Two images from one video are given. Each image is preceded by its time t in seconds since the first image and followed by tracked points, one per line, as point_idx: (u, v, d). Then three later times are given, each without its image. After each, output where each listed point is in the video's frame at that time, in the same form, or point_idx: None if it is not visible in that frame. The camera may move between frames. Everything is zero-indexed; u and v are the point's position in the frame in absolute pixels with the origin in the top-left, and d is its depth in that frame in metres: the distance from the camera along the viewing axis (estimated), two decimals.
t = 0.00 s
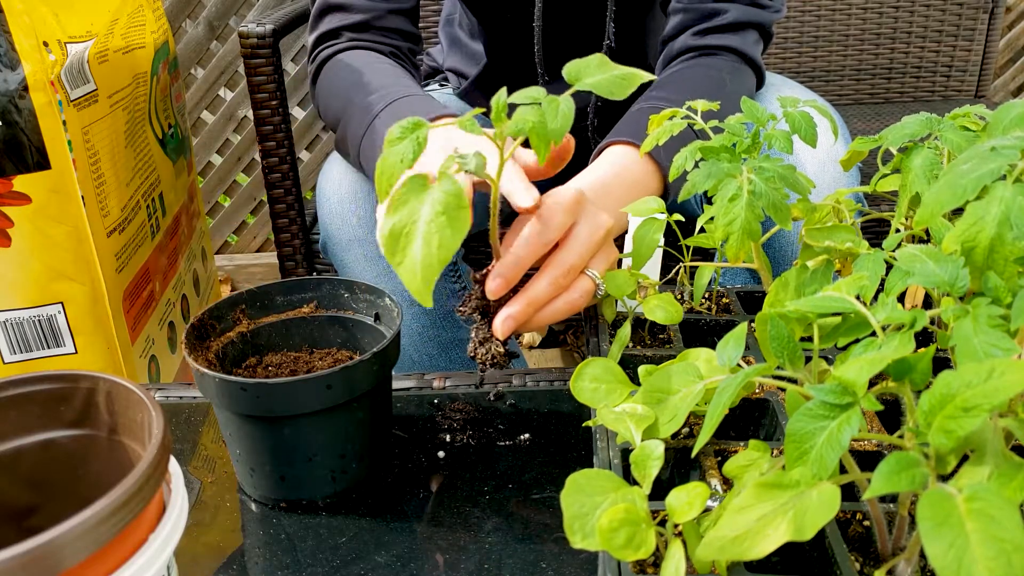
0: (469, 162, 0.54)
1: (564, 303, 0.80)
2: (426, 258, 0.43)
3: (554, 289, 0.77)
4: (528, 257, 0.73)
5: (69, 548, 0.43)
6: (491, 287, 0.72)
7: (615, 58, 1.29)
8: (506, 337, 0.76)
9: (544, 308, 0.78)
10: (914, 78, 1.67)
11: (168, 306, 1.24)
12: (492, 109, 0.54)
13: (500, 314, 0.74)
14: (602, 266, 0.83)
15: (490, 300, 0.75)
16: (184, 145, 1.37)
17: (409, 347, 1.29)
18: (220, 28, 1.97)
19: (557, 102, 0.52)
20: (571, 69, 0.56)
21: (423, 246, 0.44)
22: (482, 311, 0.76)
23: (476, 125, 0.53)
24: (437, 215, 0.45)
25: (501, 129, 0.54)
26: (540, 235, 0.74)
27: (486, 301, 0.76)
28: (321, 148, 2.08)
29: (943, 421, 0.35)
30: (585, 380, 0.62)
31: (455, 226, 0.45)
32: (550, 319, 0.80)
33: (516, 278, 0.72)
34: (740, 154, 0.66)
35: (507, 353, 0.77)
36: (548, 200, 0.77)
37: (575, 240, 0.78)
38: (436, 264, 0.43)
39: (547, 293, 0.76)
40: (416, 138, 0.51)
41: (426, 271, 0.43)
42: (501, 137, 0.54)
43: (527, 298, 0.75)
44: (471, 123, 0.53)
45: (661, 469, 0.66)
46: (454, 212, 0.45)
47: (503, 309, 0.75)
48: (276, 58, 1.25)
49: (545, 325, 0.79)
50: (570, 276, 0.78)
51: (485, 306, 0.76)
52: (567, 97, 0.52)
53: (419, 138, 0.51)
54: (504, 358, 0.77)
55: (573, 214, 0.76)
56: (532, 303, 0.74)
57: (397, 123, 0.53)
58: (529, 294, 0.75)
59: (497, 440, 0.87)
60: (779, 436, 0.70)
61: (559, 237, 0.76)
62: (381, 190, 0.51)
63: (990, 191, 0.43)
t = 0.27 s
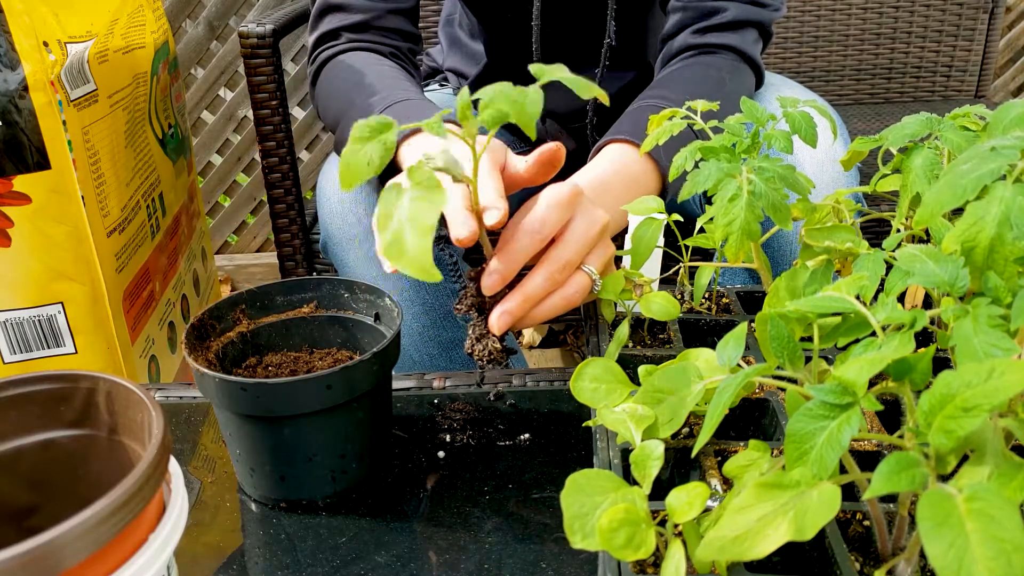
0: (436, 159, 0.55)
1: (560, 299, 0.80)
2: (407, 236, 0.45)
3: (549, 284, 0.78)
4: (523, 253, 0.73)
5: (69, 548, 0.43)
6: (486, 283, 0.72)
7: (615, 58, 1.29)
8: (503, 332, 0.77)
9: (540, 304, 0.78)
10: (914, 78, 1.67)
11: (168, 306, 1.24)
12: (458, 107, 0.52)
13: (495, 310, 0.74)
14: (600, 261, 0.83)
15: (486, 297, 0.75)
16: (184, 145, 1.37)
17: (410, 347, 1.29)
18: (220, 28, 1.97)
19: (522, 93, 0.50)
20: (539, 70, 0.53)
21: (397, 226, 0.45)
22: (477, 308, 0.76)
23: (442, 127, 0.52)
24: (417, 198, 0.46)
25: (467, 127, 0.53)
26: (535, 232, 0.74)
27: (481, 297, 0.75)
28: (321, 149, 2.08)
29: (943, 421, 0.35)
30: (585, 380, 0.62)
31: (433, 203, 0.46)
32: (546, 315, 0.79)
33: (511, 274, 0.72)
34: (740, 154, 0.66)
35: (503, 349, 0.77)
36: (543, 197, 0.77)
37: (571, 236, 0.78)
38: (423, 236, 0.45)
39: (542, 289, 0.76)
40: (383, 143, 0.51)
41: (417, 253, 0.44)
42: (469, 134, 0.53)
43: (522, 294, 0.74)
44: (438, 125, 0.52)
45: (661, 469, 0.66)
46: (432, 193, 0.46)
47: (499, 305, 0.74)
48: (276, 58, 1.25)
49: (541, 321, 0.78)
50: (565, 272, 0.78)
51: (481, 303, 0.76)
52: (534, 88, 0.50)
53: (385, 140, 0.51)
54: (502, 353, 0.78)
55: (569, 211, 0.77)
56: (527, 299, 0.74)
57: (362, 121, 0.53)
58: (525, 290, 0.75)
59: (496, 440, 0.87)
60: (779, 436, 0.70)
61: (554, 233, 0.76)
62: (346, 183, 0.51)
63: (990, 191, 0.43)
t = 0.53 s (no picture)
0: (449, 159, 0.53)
1: (561, 301, 0.80)
2: (429, 255, 0.44)
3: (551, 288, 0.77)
4: (524, 256, 0.73)
5: (69, 548, 0.43)
6: (486, 286, 0.72)
7: (615, 58, 1.29)
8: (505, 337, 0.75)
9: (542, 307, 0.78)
10: (914, 78, 1.67)
11: (168, 306, 1.24)
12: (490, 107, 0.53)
13: (497, 313, 0.74)
14: (601, 264, 0.83)
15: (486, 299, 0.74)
16: (184, 145, 1.37)
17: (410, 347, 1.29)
18: (220, 28, 1.97)
19: (524, 94, 0.49)
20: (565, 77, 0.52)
21: (423, 246, 0.44)
22: (478, 311, 0.75)
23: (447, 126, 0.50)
24: (431, 217, 0.45)
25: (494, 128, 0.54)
26: (535, 235, 0.74)
27: (482, 299, 0.75)
28: (321, 148, 2.08)
29: (943, 420, 0.35)
30: (585, 380, 0.62)
31: (450, 222, 0.44)
32: (549, 319, 0.79)
33: (511, 278, 0.72)
34: (740, 154, 0.66)
35: (505, 353, 0.75)
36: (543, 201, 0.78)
37: (571, 240, 0.78)
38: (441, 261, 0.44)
39: (544, 292, 0.76)
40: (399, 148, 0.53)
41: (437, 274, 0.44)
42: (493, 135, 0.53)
43: (524, 297, 0.74)
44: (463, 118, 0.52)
45: (661, 469, 0.66)
46: (447, 212, 0.45)
47: (500, 308, 0.74)
48: (276, 58, 1.25)
49: (542, 324, 0.78)
50: (566, 275, 0.78)
51: (480, 306, 0.75)
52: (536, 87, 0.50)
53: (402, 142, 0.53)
54: (503, 359, 0.75)
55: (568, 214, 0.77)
56: (529, 302, 0.74)
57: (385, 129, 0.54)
58: (526, 293, 0.75)
59: (496, 440, 0.87)
60: (778, 436, 0.70)
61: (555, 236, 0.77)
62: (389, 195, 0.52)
63: (990, 191, 0.43)
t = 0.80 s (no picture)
0: (462, 165, 0.54)
1: (568, 304, 0.80)
2: (417, 266, 0.43)
3: (558, 290, 0.77)
4: (532, 259, 0.72)
5: (69, 548, 0.43)
6: (496, 289, 0.71)
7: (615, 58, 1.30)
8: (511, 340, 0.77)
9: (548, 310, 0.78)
10: (914, 78, 1.67)
11: (168, 306, 1.24)
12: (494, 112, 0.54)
13: (505, 316, 0.74)
14: (607, 266, 0.84)
15: (494, 304, 0.74)
16: (184, 145, 1.37)
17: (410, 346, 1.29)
18: (220, 28, 1.98)
19: (554, 106, 0.51)
20: (577, 74, 0.54)
21: (415, 254, 0.44)
22: (485, 314, 0.75)
23: (469, 128, 0.53)
24: (428, 224, 0.44)
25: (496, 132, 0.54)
26: (544, 237, 0.74)
27: (490, 303, 0.75)
28: (321, 148, 2.08)
29: (943, 420, 0.35)
30: (585, 380, 0.62)
31: (445, 236, 0.44)
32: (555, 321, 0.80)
33: (520, 282, 0.72)
34: (740, 154, 0.66)
35: (511, 357, 0.77)
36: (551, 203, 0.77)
37: (578, 243, 0.78)
38: (427, 274, 0.43)
39: (551, 295, 0.76)
40: (410, 138, 0.51)
41: (419, 277, 0.43)
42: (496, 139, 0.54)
43: (532, 300, 0.74)
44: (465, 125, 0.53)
45: (661, 469, 0.66)
46: (443, 222, 0.45)
47: (508, 311, 0.75)
48: (276, 58, 1.25)
49: (550, 327, 0.78)
50: (573, 278, 0.78)
51: (488, 310, 0.75)
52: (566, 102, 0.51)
53: (413, 136, 0.51)
54: (511, 360, 0.78)
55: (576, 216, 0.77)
56: (537, 305, 0.74)
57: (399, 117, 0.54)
58: (535, 296, 0.75)
59: (496, 440, 0.87)
60: (778, 436, 0.70)
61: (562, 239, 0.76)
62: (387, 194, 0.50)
63: (990, 191, 0.43)
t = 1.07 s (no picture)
0: (453, 171, 0.54)
1: (567, 309, 0.79)
2: (383, 261, 0.44)
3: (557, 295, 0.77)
4: (529, 264, 0.72)
5: (69, 548, 0.43)
6: (493, 294, 0.71)
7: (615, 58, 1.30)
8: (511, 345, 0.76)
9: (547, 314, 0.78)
10: (914, 78, 1.67)
11: (168, 306, 1.24)
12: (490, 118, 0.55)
13: (503, 321, 0.74)
14: (606, 270, 0.82)
15: (491, 307, 0.75)
16: (184, 145, 1.37)
17: (409, 346, 1.29)
18: (220, 28, 1.98)
19: (548, 115, 0.51)
20: (574, 83, 0.55)
21: (383, 250, 0.44)
22: (483, 319, 0.76)
23: (465, 136, 0.54)
24: (402, 224, 0.45)
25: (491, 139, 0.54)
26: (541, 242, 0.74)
27: (487, 307, 0.76)
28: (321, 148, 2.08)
29: (943, 420, 0.35)
30: (585, 380, 0.62)
31: (417, 237, 0.44)
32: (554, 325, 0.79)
33: (517, 285, 0.72)
34: (740, 154, 0.66)
35: (510, 360, 0.77)
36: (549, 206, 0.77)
37: (576, 246, 0.77)
38: (391, 273, 0.44)
39: (550, 299, 0.75)
40: (406, 142, 0.51)
41: (382, 275, 0.43)
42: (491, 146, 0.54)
43: (529, 304, 0.74)
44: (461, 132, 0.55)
45: (661, 469, 0.66)
46: (417, 223, 0.45)
47: (506, 316, 0.75)
48: (276, 59, 1.25)
49: (549, 331, 0.78)
50: (572, 282, 0.78)
51: (487, 313, 0.76)
52: (560, 110, 0.51)
53: (409, 139, 0.51)
54: (508, 364, 0.77)
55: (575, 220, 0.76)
56: (535, 309, 0.74)
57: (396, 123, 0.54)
58: (533, 300, 0.74)
59: (496, 440, 0.87)
60: (778, 436, 0.70)
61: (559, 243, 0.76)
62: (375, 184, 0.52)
63: (990, 191, 0.43)
